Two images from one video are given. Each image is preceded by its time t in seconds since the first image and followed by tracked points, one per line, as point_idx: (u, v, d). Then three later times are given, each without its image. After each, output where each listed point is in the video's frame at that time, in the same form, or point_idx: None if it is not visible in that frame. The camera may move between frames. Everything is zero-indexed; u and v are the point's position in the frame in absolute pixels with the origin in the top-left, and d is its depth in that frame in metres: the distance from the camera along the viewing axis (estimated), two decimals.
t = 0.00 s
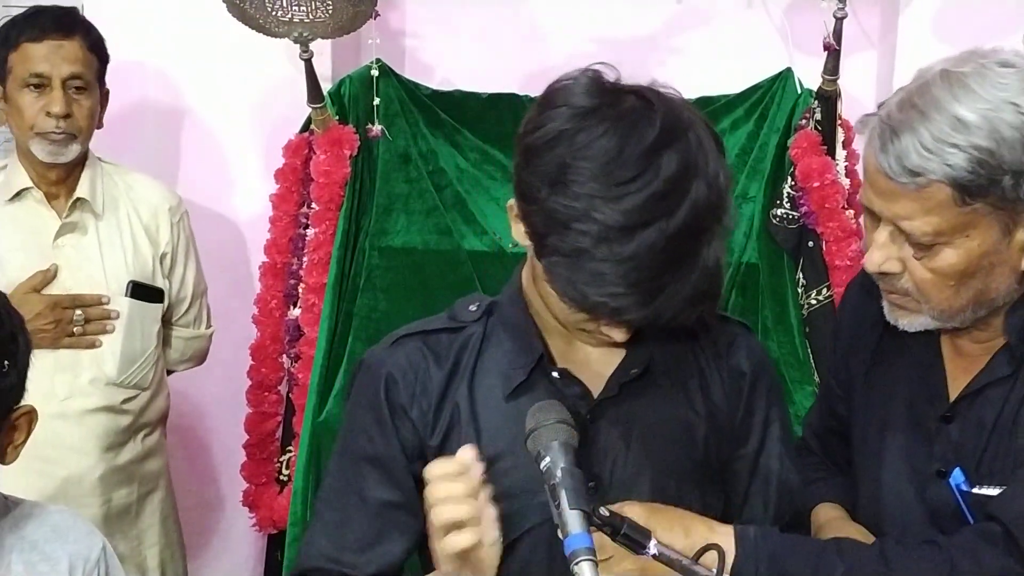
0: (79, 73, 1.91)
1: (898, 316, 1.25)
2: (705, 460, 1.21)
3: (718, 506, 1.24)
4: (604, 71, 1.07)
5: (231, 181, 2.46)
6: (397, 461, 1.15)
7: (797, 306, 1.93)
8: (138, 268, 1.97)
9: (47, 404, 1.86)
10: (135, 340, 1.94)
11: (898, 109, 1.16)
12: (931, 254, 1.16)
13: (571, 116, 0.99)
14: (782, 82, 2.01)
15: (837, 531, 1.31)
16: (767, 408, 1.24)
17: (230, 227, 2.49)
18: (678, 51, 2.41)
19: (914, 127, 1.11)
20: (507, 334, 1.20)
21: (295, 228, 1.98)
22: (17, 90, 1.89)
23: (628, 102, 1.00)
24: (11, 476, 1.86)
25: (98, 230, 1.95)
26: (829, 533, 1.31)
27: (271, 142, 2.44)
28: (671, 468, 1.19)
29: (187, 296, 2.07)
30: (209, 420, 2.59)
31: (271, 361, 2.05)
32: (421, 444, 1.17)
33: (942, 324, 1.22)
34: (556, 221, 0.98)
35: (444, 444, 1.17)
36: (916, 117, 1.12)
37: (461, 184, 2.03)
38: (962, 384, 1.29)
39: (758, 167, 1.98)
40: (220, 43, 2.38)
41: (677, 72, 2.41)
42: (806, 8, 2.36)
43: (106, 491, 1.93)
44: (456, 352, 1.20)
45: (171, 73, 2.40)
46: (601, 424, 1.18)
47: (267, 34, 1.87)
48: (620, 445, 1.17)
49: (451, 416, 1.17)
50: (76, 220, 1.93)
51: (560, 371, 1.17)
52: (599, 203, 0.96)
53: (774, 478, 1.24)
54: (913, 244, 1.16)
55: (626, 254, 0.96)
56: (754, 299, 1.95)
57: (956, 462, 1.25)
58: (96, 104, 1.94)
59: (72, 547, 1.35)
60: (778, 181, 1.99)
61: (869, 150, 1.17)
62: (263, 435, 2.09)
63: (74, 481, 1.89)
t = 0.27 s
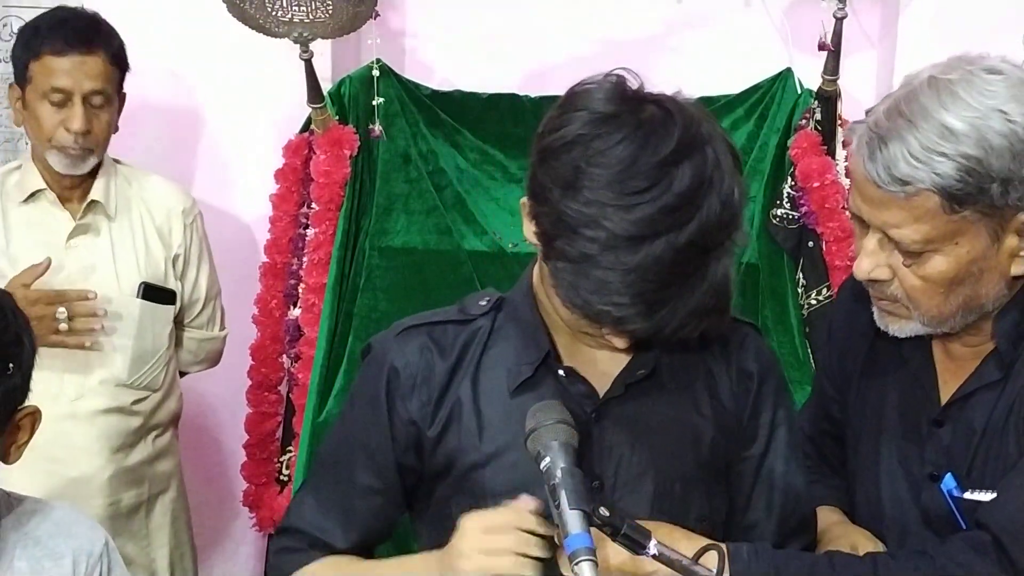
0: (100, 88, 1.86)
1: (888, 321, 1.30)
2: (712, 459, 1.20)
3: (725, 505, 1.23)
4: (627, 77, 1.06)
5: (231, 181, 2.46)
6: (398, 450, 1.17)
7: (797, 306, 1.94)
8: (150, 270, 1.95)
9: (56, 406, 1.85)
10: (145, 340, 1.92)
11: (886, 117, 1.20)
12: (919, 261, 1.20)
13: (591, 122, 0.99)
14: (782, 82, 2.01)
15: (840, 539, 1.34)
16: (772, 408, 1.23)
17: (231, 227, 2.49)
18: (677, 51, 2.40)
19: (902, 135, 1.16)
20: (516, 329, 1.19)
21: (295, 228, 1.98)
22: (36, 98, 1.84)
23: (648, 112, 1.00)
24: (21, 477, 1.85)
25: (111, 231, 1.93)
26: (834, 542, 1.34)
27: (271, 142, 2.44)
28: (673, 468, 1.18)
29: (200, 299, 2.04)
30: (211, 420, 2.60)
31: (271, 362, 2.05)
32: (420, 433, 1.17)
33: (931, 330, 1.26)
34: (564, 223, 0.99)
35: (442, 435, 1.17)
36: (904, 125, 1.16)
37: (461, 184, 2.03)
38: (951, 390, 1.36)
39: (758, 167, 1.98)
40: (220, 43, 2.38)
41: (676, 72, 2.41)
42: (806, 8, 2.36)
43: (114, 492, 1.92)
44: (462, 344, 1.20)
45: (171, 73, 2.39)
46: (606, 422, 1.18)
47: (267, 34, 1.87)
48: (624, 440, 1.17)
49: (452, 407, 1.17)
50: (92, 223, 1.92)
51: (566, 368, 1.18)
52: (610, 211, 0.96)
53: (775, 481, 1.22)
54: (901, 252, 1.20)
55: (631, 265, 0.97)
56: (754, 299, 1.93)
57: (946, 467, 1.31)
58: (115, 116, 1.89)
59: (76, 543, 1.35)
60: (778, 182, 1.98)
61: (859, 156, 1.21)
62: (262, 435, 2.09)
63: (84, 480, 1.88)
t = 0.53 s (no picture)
0: (131, 136, 1.80)
1: (884, 326, 1.30)
2: (718, 456, 1.20)
3: (729, 503, 1.23)
4: (642, 75, 1.06)
5: (233, 182, 2.46)
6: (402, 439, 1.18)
7: (797, 306, 1.94)
8: (163, 272, 1.93)
9: (65, 406, 1.85)
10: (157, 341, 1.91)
11: (883, 123, 1.20)
12: (915, 266, 1.20)
13: (603, 117, 0.99)
14: (782, 82, 2.01)
15: (841, 540, 1.35)
16: (776, 406, 1.22)
17: (232, 227, 2.49)
18: (677, 51, 2.41)
19: (899, 141, 1.16)
20: (524, 323, 1.19)
21: (295, 228, 1.98)
22: (62, 133, 1.76)
23: (661, 109, 0.99)
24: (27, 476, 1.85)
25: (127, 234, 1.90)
26: (836, 545, 1.34)
27: (271, 142, 2.44)
28: (678, 464, 1.17)
29: (212, 300, 2.03)
30: (212, 420, 2.60)
31: (270, 361, 2.05)
32: (425, 423, 1.18)
33: (929, 333, 1.27)
34: (572, 216, 0.99)
35: (446, 427, 1.18)
36: (901, 132, 1.16)
37: (461, 184, 2.03)
38: (949, 390, 1.35)
39: (758, 167, 1.97)
40: (220, 43, 2.38)
41: (675, 72, 2.41)
42: (806, 8, 2.36)
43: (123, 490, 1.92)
44: (469, 337, 1.20)
45: (172, 73, 2.39)
46: (612, 416, 1.18)
47: (267, 34, 1.87)
48: (631, 434, 1.17)
49: (458, 399, 1.18)
50: (111, 227, 1.89)
51: (574, 364, 1.18)
52: (618, 204, 0.96)
53: (778, 478, 1.22)
54: (898, 257, 1.20)
55: (636, 259, 0.96)
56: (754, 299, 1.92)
57: (942, 471, 1.32)
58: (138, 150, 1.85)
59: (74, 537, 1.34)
60: (778, 182, 1.98)
61: (856, 162, 1.21)
62: (262, 435, 2.10)
63: (93, 479, 1.88)
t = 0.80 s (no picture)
0: (154, 155, 1.79)
1: (883, 330, 1.30)
2: (719, 451, 1.20)
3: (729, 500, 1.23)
4: (648, 75, 1.06)
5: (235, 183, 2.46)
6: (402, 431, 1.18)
7: (797, 306, 1.94)
8: (175, 277, 1.93)
9: (68, 408, 1.85)
10: (164, 347, 1.91)
11: (883, 130, 1.20)
12: (915, 273, 1.20)
13: (608, 117, 0.99)
14: (782, 82, 2.01)
15: (840, 540, 1.36)
16: (777, 403, 1.23)
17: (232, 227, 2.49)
18: (677, 51, 2.41)
19: (899, 149, 1.16)
20: (528, 318, 1.19)
21: (295, 228, 1.98)
22: (87, 151, 1.74)
23: (666, 110, 0.99)
24: (30, 473, 1.86)
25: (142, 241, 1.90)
26: (836, 545, 1.35)
27: (270, 143, 2.43)
28: (678, 461, 1.18)
29: (223, 304, 2.02)
30: (212, 420, 2.60)
31: (271, 361, 2.05)
32: (428, 414, 1.18)
33: (928, 338, 1.27)
34: (575, 212, 0.99)
35: (449, 418, 1.18)
36: (902, 139, 1.16)
37: (461, 185, 2.03)
38: (945, 391, 1.36)
39: (758, 167, 1.97)
40: (220, 43, 2.38)
41: (675, 72, 2.41)
42: (806, 8, 2.36)
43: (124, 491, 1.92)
44: (473, 330, 1.20)
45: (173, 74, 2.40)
46: (616, 412, 1.18)
47: (267, 34, 1.87)
48: (631, 428, 1.18)
49: (462, 391, 1.17)
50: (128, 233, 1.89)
51: (576, 357, 1.18)
52: (622, 203, 0.96)
53: (778, 477, 1.22)
54: (898, 265, 1.20)
55: (638, 259, 0.97)
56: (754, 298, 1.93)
57: (939, 472, 1.32)
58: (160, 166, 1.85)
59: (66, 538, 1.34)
60: (778, 182, 1.98)
61: (856, 170, 1.20)
62: (262, 435, 2.10)
63: (94, 480, 1.88)
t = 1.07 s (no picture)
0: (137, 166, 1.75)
1: (884, 332, 1.30)
2: (717, 447, 1.20)
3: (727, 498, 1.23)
4: (641, 73, 1.06)
5: (234, 183, 2.46)
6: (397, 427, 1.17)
7: (796, 306, 1.94)
8: (160, 279, 1.91)
9: (63, 413, 1.81)
10: (154, 350, 1.89)
11: (883, 133, 1.20)
12: (915, 276, 1.20)
13: (602, 114, 0.99)
14: (782, 82, 2.01)
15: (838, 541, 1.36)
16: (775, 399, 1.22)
17: (232, 227, 2.49)
18: (677, 51, 2.41)
19: (899, 153, 1.16)
20: (526, 314, 1.19)
21: (295, 228, 1.98)
22: (71, 162, 1.70)
23: (661, 106, 0.99)
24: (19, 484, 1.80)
25: (127, 246, 1.87)
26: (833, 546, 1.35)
27: (270, 143, 2.43)
28: (677, 459, 1.18)
29: (206, 304, 2.01)
30: (211, 420, 2.60)
31: (271, 361, 2.05)
32: (427, 412, 1.18)
33: (928, 340, 1.27)
34: (571, 209, 0.99)
35: (448, 415, 1.18)
36: (902, 143, 1.16)
37: (461, 184, 2.03)
38: (945, 390, 1.36)
39: (758, 167, 1.98)
40: (220, 43, 2.38)
41: (675, 72, 2.41)
42: (806, 8, 2.36)
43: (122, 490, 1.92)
44: (471, 327, 1.20)
45: (172, 74, 2.40)
46: (615, 407, 1.19)
47: (267, 34, 1.87)
48: (630, 425, 1.18)
49: (460, 388, 1.17)
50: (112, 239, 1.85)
51: (575, 353, 1.18)
52: (618, 199, 0.96)
53: (777, 475, 1.22)
54: (898, 267, 1.20)
55: (633, 255, 0.97)
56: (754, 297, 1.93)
57: (939, 472, 1.32)
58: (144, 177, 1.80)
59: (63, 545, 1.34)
60: (778, 181, 1.98)
61: (856, 172, 1.21)
62: (263, 435, 2.10)
63: (88, 488, 1.84)
